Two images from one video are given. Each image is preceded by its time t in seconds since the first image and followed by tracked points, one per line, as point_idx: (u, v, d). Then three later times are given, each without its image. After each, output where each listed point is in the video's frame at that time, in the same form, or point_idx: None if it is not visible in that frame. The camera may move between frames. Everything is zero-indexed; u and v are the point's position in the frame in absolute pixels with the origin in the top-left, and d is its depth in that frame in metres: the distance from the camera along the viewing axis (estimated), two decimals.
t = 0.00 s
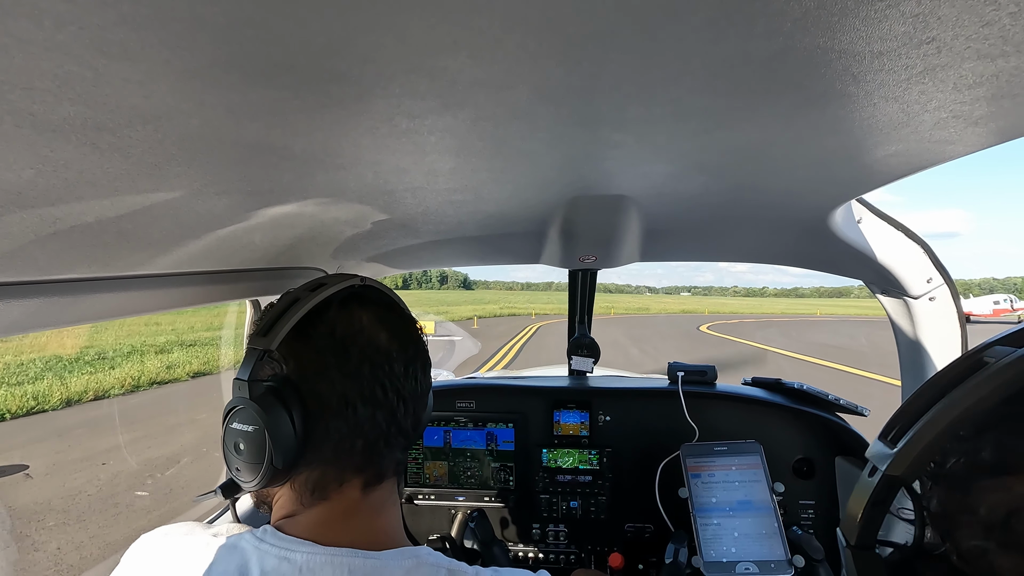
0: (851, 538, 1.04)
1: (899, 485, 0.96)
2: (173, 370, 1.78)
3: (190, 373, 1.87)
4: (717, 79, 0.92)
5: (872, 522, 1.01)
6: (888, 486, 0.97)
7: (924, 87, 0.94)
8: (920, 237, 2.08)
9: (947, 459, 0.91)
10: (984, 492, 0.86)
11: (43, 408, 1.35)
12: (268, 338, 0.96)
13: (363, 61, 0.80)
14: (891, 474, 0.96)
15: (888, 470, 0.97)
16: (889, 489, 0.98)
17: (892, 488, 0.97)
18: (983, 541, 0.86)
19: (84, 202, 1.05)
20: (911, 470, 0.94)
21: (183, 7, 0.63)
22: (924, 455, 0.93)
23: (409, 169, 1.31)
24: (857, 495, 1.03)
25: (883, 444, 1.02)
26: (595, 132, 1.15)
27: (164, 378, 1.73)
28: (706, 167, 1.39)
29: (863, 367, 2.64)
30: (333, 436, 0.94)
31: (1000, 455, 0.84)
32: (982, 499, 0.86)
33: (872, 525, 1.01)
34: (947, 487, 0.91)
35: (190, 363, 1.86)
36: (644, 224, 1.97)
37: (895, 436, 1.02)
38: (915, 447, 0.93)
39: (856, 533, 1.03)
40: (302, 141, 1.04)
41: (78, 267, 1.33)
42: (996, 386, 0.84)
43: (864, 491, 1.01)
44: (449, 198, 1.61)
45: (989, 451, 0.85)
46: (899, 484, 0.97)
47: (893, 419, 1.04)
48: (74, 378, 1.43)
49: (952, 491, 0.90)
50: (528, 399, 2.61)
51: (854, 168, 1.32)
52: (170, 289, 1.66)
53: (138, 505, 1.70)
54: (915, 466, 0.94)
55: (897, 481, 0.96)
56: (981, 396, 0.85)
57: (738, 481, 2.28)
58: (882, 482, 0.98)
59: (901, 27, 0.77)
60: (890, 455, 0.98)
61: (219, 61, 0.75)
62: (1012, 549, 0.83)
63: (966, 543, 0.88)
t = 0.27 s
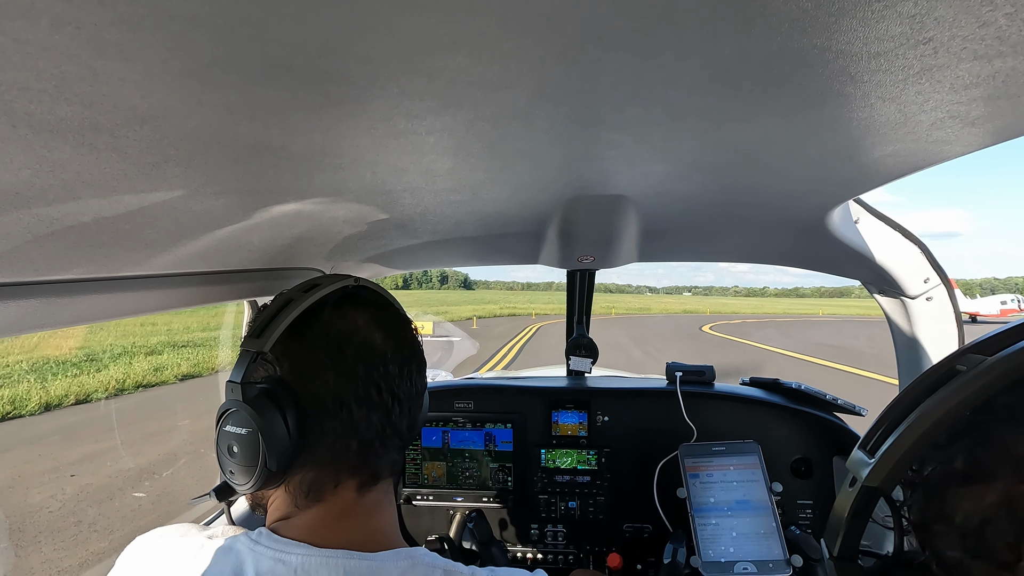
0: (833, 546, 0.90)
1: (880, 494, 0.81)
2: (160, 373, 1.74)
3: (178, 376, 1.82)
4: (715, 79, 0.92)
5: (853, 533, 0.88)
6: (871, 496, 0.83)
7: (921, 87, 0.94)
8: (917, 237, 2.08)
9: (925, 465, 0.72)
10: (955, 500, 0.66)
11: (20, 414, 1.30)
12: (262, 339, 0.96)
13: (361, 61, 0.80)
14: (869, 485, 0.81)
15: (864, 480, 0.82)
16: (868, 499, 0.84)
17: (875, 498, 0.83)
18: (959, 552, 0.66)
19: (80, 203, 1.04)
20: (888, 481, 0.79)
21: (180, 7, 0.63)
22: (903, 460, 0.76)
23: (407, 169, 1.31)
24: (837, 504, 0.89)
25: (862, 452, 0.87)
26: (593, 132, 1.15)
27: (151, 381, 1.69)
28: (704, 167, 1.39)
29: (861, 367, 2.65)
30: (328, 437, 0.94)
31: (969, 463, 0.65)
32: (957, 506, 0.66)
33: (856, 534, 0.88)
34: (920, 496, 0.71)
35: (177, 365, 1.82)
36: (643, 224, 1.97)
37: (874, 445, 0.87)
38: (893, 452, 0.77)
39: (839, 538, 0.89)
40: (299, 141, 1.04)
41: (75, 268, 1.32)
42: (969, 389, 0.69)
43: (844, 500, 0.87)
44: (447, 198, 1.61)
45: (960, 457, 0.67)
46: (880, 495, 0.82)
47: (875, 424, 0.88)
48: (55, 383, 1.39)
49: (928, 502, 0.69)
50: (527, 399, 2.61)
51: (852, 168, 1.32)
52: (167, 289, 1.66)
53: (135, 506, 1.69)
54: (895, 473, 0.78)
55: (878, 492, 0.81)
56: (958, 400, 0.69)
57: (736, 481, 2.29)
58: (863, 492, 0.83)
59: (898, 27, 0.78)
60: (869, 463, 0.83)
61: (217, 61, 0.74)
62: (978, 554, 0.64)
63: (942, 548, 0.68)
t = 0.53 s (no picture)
0: (829, 540, 0.81)
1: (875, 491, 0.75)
2: (149, 376, 1.69)
3: (167, 379, 1.77)
4: (713, 79, 0.92)
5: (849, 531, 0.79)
6: (865, 492, 0.77)
7: (918, 87, 0.94)
8: (913, 236, 2.08)
9: (920, 462, 0.64)
10: (949, 494, 0.59)
11: None
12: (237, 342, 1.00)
13: (359, 60, 0.80)
14: (861, 480, 0.76)
15: (859, 474, 0.76)
16: (863, 495, 0.77)
17: (870, 494, 0.77)
18: (950, 544, 0.58)
19: (77, 203, 1.04)
20: (883, 477, 0.74)
21: (177, 7, 0.63)
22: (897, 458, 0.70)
23: (405, 169, 1.31)
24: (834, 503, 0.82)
25: (857, 450, 0.81)
26: (591, 132, 1.15)
27: (137, 384, 1.64)
28: (702, 167, 1.39)
29: (859, 366, 2.65)
30: (296, 440, 0.96)
31: (959, 458, 0.58)
32: (950, 502, 0.58)
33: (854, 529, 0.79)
34: (916, 494, 0.63)
35: (166, 368, 1.77)
36: (640, 224, 1.98)
37: (869, 443, 0.81)
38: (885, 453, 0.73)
39: (835, 533, 0.80)
40: (297, 141, 1.04)
41: (72, 268, 1.32)
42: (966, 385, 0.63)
43: (839, 497, 0.80)
44: (445, 198, 1.61)
45: (951, 451, 0.60)
46: (875, 491, 0.76)
47: (869, 423, 0.83)
48: (36, 387, 1.35)
49: (923, 501, 0.62)
50: (525, 399, 2.61)
51: (849, 168, 1.32)
52: (164, 289, 1.66)
53: (135, 505, 1.70)
54: (891, 467, 0.73)
55: (871, 487, 0.75)
56: (947, 399, 0.64)
57: (734, 480, 2.29)
58: (857, 488, 0.77)
59: (894, 28, 0.78)
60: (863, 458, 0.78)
61: (214, 60, 0.74)
62: (969, 548, 0.56)
63: (935, 543, 0.60)
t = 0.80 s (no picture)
0: (824, 537, 0.80)
1: (869, 488, 0.74)
2: (132, 379, 1.65)
3: (152, 382, 1.73)
4: (713, 79, 0.92)
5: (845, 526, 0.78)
6: (861, 490, 0.75)
7: (917, 88, 0.95)
8: (912, 236, 2.09)
9: (913, 459, 0.65)
10: (942, 490, 0.59)
11: None
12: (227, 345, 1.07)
13: (358, 60, 0.80)
14: (856, 477, 0.74)
15: (853, 472, 0.75)
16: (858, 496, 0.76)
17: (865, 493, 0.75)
18: (943, 539, 0.59)
19: (76, 203, 1.04)
20: (878, 475, 0.72)
21: (175, 6, 0.63)
22: (888, 456, 0.69)
23: (404, 170, 1.31)
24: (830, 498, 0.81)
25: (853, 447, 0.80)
26: (590, 133, 1.15)
27: (120, 388, 1.61)
28: (702, 168, 1.40)
29: (857, 367, 2.65)
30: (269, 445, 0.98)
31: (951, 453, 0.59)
32: (944, 497, 0.59)
33: (848, 525, 0.77)
34: (910, 491, 0.64)
35: (152, 370, 1.73)
36: (640, 224, 1.98)
37: (866, 440, 0.80)
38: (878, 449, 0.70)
39: (830, 529, 0.79)
40: (296, 141, 1.04)
41: (71, 269, 1.32)
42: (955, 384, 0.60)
43: (834, 494, 0.79)
44: (445, 199, 1.61)
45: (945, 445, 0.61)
46: (870, 488, 0.74)
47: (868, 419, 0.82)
48: (12, 390, 1.32)
49: (917, 498, 0.63)
50: (524, 400, 2.61)
51: (848, 169, 1.33)
52: (163, 289, 1.65)
53: (131, 507, 1.70)
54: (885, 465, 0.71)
55: (866, 485, 0.74)
56: (940, 397, 0.61)
57: (733, 481, 2.29)
58: (852, 486, 0.76)
59: (894, 28, 0.78)
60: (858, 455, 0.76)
61: (213, 60, 0.74)
62: (961, 542, 0.57)
63: (929, 538, 0.61)
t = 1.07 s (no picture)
0: (822, 529, 0.80)
1: (865, 480, 0.75)
2: (120, 382, 1.57)
3: (140, 387, 1.64)
4: (711, 77, 0.92)
5: (843, 516, 0.78)
6: (856, 482, 0.76)
7: (916, 87, 0.95)
8: (910, 235, 2.09)
9: (906, 452, 0.68)
10: (932, 481, 0.62)
11: None
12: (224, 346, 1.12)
13: (357, 59, 0.80)
14: (851, 469, 0.75)
15: (848, 464, 0.76)
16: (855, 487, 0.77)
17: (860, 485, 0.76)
18: (934, 526, 0.62)
19: (75, 202, 1.04)
20: (872, 467, 0.73)
21: (174, 5, 0.63)
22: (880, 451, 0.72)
23: (403, 169, 1.31)
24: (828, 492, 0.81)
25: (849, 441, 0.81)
26: (589, 131, 1.15)
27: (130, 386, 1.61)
28: (700, 166, 1.40)
29: (856, 365, 2.66)
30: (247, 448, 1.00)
31: (941, 443, 0.62)
32: (935, 486, 0.62)
33: (845, 518, 0.78)
34: (902, 484, 0.67)
35: (140, 373, 1.65)
36: (638, 223, 1.98)
37: (863, 435, 0.82)
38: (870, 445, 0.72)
39: (828, 521, 0.79)
40: (295, 140, 1.04)
41: (69, 268, 1.32)
42: (951, 378, 0.63)
43: (830, 488, 0.80)
44: (443, 198, 1.61)
45: (934, 436, 0.64)
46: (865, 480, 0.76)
47: (862, 417, 0.83)
48: None
49: (909, 490, 0.65)
50: (523, 399, 2.61)
51: (847, 167, 1.33)
52: (162, 288, 1.65)
53: (133, 506, 1.70)
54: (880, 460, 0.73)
55: (863, 477, 0.75)
56: (931, 390, 0.65)
57: (732, 479, 2.29)
58: (847, 478, 0.77)
59: (892, 27, 0.78)
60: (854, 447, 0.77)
61: (212, 60, 0.74)
62: (951, 528, 0.60)
63: (919, 526, 0.64)
